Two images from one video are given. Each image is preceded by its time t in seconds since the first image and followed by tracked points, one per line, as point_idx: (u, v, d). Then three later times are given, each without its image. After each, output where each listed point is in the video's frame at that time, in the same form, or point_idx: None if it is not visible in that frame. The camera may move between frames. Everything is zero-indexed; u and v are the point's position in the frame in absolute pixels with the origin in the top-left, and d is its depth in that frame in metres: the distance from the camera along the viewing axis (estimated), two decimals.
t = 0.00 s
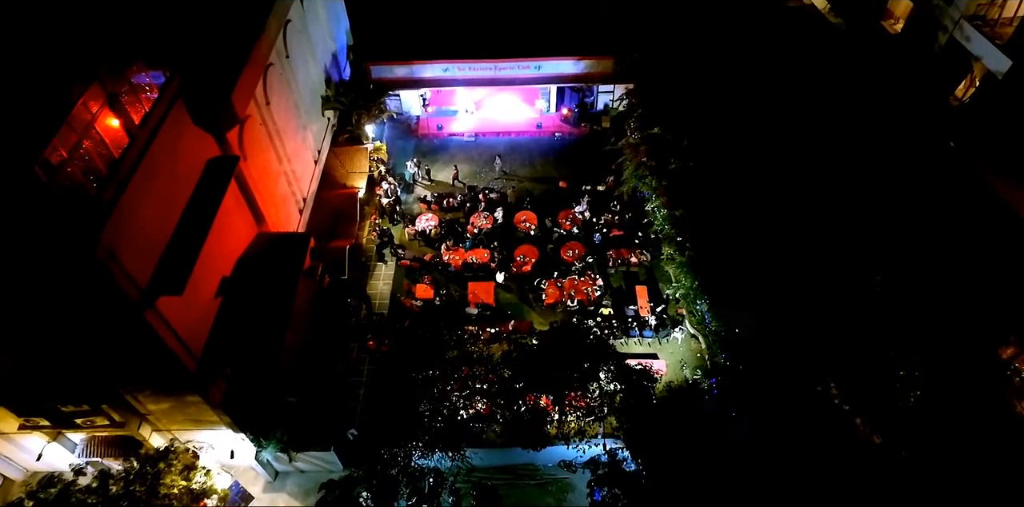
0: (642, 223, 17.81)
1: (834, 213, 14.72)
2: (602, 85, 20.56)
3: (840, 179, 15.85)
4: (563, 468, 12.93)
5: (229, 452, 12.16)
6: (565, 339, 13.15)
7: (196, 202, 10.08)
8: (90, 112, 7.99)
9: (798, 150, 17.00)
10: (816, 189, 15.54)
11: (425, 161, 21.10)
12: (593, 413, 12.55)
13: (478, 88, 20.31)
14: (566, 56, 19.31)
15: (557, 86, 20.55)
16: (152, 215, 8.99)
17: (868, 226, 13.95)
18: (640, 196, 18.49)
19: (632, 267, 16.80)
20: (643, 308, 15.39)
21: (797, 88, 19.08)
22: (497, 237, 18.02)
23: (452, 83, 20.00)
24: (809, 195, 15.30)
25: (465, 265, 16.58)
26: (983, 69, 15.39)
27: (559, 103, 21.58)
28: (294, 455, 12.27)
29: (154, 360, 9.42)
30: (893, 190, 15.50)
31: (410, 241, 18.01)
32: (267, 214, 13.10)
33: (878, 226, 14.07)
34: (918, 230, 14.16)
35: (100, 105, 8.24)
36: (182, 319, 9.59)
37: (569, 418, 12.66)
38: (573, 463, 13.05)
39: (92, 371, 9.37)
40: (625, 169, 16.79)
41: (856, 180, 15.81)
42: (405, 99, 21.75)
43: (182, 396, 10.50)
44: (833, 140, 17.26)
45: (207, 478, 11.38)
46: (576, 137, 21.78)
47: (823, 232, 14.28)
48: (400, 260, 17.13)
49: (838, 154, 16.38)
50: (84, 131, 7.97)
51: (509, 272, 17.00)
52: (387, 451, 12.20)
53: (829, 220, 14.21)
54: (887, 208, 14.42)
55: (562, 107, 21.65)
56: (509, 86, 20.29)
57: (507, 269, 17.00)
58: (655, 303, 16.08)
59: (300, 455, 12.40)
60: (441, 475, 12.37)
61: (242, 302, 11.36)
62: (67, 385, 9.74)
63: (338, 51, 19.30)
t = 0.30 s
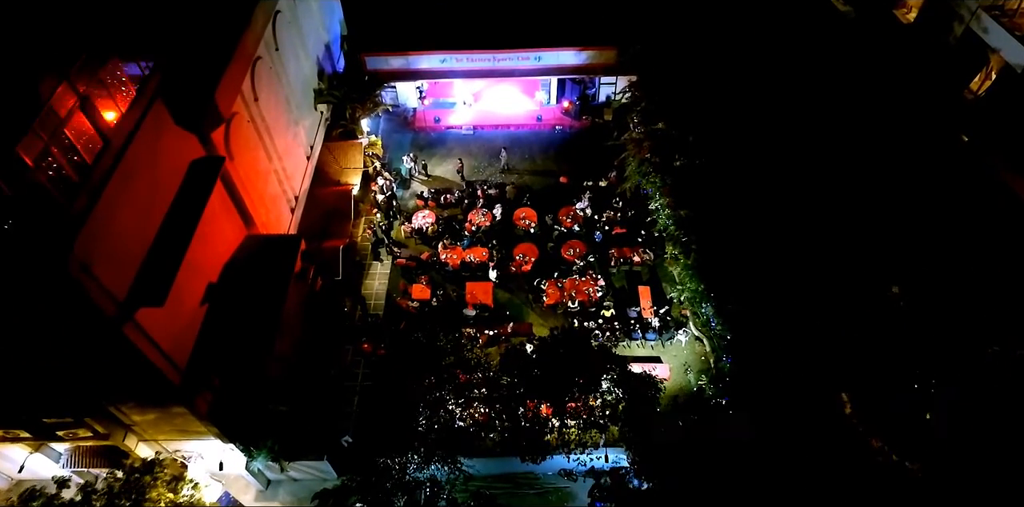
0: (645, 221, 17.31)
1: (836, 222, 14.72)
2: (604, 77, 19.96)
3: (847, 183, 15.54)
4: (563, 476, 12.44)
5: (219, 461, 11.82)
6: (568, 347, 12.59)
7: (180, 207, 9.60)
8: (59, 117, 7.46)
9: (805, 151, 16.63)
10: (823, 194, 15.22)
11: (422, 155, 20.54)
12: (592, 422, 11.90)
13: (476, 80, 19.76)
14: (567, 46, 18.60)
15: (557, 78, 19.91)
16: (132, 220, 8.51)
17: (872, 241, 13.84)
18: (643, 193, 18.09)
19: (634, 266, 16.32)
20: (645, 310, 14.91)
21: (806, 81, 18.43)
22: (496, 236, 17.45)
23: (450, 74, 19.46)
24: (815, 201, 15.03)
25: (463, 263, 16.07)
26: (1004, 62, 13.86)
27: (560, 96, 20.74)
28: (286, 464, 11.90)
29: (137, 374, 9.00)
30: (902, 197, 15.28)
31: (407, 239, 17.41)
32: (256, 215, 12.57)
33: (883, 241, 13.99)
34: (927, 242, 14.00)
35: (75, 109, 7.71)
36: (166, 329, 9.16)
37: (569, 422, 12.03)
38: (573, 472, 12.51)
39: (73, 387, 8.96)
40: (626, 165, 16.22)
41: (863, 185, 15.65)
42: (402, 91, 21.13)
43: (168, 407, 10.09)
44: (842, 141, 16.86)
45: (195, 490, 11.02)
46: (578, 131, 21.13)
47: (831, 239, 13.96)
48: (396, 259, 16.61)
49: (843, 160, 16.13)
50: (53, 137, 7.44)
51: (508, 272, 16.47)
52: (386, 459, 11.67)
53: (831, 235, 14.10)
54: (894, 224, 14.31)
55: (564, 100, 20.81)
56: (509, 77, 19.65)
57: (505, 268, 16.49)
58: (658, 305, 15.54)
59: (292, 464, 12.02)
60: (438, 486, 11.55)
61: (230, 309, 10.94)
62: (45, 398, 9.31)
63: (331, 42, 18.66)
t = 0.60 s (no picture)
0: (648, 220, 16.82)
1: (849, 218, 14.06)
2: (606, 69, 19.34)
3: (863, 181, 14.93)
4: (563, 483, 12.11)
5: (209, 471, 11.48)
6: (565, 356, 12.22)
7: (164, 214, 9.17)
8: (27, 125, 6.95)
9: (815, 149, 16.09)
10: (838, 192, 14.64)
11: (419, 150, 20.01)
12: (592, 429, 11.70)
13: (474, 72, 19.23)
14: (568, 37, 17.98)
15: (558, 70, 19.34)
16: (110, 230, 8.07)
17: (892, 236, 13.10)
18: (646, 190, 17.55)
19: (637, 266, 15.85)
20: (648, 313, 14.40)
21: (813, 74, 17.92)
22: (495, 235, 16.98)
23: (447, 66, 18.87)
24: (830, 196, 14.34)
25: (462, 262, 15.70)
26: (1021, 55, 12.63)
27: (561, 90, 20.35)
28: (280, 473, 11.60)
29: (120, 390, 8.62)
30: (920, 186, 14.52)
31: (404, 237, 16.94)
32: (246, 218, 12.13)
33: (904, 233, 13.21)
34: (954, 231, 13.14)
35: (45, 115, 7.21)
36: (148, 342, 8.75)
37: (568, 430, 11.70)
38: (573, 481, 12.15)
39: (52, 405, 8.54)
40: (630, 163, 15.68)
41: (879, 180, 14.97)
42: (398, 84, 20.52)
43: (155, 420, 9.72)
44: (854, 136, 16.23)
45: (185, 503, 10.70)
46: (580, 125, 20.53)
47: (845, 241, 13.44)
48: (391, 260, 16.19)
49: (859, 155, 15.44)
50: (26, 147, 6.96)
51: (507, 272, 16.04)
52: (383, 469, 11.42)
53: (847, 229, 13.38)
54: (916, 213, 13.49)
55: (564, 94, 20.39)
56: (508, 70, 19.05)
57: (504, 269, 16.03)
58: (661, 307, 15.08)
59: (287, 473, 11.74)
60: (434, 497, 11.18)
61: (220, 318, 10.55)
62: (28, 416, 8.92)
63: (324, 34, 18.06)
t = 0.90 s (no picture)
0: (652, 220, 16.41)
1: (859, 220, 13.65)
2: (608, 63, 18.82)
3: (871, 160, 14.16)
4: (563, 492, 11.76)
5: (201, 481, 11.23)
6: (567, 365, 11.90)
7: (148, 223, 8.78)
8: None
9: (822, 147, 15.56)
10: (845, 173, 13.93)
11: (417, 146, 19.53)
12: (591, 436, 11.44)
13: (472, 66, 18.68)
14: (569, 31, 17.45)
15: (559, 64, 18.82)
16: (88, 241, 7.67)
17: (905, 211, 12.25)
18: (650, 189, 16.99)
19: (641, 268, 15.48)
20: (651, 315, 14.19)
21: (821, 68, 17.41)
22: (494, 234, 16.59)
23: (445, 60, 18.31)
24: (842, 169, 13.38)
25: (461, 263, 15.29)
26: None
27: (561, 83, 19.71)
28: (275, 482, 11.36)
29: (103, 406, 8.28)
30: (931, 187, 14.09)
31: (400, 236, 16.54)
32: (237, 221, 11.73)
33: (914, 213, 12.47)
34: (961, 228, 12.79)
35: (17, 123, 6.74)
36: (132, 355, 8.40)
37: (570, 442, 11.42)
38: (574, 491, 11.65)
39: (29, 425, 8.11)
40: (633, 161, 15.26)
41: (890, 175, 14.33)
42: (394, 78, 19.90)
43: (142, 434, 9.42)
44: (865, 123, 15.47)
45: None
46: (581, 119, 20.02)
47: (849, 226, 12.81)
48: (388, 260, 15.77)
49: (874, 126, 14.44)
50: None
51: (506, 273, 15.68)
52: (378, 480, 11.03)
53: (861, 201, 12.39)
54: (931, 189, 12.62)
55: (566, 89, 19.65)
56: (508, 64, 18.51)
57: (504, 270, 15.66)
58: (664, 310, 14.85)
59: (281, 483, 11.48)
60: None
61: (209, 328, 10.18)
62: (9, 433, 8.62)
63: (318, 27, 17.52)
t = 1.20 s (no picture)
0: (656, 221, 16.06)
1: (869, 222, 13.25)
2: (611, 57, 18.33)
3: (883, 156, 13.59)
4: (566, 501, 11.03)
5: (194, 493, 11.02)
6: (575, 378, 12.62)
7: (132, 234, 8.42)
8: None
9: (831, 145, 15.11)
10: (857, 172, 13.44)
11: (415, 143, 19.10)
12: (590, 444, 11.45)
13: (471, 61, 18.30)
14: (571, 24, 16.96)
15: (560, 59, 18.37)
16: (69, 255, 7.34)
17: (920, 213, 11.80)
18: (653, 190, 16.71)
19: (644, 270, 15.15)
20: (654, 319, 14.02)
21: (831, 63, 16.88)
22: (493, 234, 16.20)
23: (444, 54, 17.92)
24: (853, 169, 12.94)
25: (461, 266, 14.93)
26: None
27: (563, 78, 19.37)
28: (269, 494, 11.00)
29: (86, 425, 7.97)
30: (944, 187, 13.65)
31: (398, 237, 16.15)
32: (227, 227, 11.39)
33: (929, 213, 12.01)
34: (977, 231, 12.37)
35: None
36: (116, 371, 8.10)
37: (572, 455, 11.32)
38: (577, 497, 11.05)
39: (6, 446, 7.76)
40: (636, 161, 14.86)
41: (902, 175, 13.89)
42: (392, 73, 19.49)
43: (131, 449, 9.12)
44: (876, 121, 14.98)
45: None
46: (583, 115, 19.54)
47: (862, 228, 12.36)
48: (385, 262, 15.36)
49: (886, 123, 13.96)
50: None
51: (507, 275, 15.31)
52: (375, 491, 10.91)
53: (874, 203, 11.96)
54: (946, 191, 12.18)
55: (568, 85, 19.30)
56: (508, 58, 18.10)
57: (504, 272, 15.29)
58: (668, 314, 14.54)
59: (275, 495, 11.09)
60: None
61: (199, 340, 9.88)
62: None
63: (313, 22, 17.03)
